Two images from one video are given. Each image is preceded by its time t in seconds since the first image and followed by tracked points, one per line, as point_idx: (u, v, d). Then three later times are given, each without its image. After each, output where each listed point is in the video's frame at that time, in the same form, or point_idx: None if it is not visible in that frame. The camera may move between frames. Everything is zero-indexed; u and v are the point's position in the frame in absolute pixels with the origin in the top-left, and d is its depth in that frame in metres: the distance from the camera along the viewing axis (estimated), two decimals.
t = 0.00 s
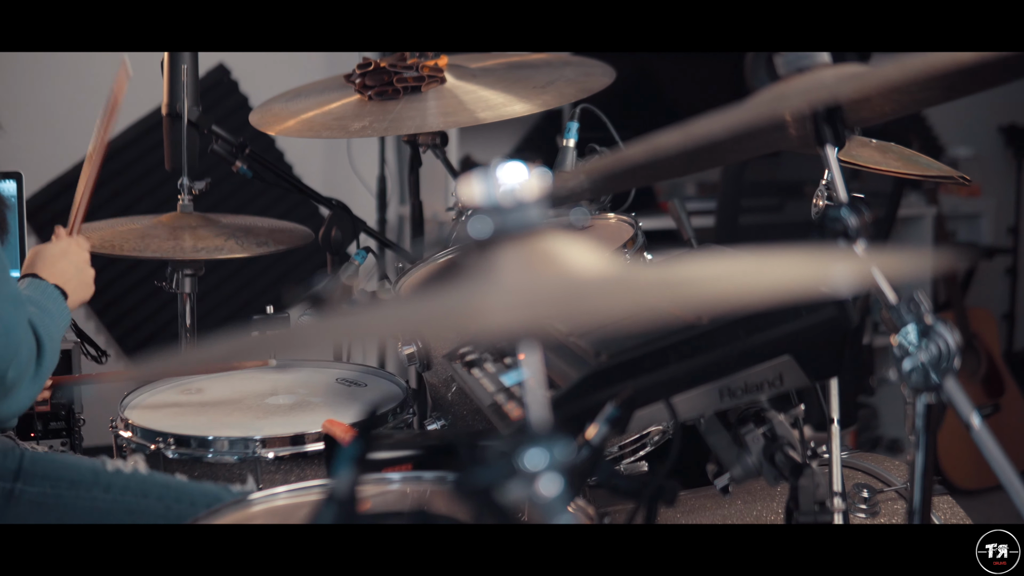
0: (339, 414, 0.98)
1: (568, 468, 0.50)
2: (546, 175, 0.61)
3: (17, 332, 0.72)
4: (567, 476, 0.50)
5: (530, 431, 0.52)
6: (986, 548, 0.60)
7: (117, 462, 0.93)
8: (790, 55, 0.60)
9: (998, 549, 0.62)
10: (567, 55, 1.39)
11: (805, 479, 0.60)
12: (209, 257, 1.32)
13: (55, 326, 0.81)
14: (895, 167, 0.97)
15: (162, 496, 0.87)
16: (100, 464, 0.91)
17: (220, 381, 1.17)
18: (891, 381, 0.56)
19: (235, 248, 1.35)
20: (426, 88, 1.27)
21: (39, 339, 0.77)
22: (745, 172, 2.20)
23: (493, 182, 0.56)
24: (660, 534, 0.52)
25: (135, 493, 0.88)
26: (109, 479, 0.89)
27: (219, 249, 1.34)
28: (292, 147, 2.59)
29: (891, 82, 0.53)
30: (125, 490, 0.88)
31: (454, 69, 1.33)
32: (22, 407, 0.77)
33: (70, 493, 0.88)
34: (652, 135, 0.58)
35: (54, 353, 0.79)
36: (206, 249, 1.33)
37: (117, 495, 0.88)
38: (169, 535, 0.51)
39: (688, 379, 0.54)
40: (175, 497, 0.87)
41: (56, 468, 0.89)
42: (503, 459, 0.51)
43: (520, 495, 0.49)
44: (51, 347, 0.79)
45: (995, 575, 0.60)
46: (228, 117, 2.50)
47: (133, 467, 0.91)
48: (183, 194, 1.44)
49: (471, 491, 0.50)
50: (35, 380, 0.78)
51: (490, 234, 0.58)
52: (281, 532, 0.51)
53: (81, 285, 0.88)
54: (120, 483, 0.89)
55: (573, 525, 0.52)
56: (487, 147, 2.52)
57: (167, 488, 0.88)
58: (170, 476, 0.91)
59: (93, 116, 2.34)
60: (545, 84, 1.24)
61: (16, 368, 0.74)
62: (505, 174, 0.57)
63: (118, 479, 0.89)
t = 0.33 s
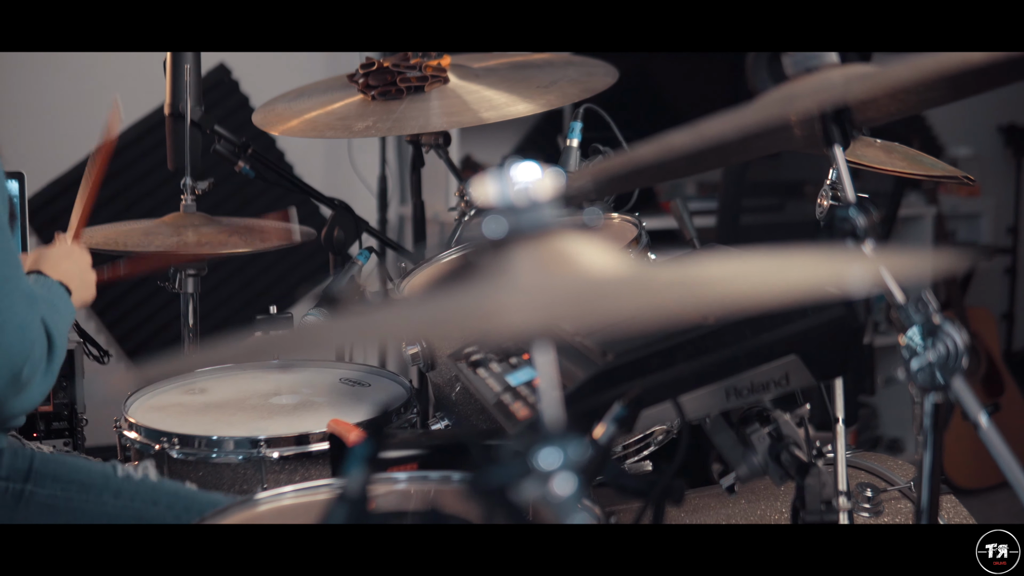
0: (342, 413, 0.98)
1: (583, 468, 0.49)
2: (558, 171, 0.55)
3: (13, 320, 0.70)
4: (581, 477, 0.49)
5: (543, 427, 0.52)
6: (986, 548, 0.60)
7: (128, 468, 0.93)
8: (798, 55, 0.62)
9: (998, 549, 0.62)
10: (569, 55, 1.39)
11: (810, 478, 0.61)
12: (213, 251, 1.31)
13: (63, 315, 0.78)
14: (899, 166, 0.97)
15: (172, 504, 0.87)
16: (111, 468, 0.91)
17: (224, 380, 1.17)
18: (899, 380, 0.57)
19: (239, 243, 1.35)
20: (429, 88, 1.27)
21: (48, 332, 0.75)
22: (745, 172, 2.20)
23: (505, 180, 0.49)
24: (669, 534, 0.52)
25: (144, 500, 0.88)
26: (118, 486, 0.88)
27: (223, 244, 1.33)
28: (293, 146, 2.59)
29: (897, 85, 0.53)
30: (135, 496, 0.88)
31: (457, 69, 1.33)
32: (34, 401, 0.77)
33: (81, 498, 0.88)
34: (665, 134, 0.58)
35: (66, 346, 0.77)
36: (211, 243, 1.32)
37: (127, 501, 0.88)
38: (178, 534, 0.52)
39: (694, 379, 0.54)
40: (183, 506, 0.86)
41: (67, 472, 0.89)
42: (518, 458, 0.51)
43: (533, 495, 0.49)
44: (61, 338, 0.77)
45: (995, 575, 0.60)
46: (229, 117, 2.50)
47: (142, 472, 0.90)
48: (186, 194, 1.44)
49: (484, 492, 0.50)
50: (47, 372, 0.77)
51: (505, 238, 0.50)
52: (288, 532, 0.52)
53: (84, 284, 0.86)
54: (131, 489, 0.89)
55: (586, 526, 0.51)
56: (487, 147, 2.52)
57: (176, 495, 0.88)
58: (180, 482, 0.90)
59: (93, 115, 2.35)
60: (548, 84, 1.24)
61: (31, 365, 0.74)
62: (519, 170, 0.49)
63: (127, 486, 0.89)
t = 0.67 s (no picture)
0: (347, 412, 0.98)
1: (597, 466, 0.50)
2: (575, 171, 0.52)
3: (27, 324, 0.70)
4: (594, 475, 0.50)
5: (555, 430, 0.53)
6: (986, 548, 0.60)
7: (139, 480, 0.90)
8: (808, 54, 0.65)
9: (998, 548, 0.62)
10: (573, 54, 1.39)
11: (818, 477, 0.61)
12: (216, 254, 1.32)
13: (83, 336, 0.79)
14: (905, 166, 0.97)
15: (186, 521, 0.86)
16: (124, 482, 0.88)
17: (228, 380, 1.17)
18: (907, 378, 0.57)
19: (244, 246, 1.36)
20: (433, 88, 1.28)
21: (67, 348, 0.76)
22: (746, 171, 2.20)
23: (519, 178, 0.48)
24: (677, 534, 0.52)
25: (157, 516, 0.86)
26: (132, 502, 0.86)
27: (227, 246, 1.34)
28: (295, 145, 2.59)
29: (904, 88, 0.53)
30: (148, 512, 0.86)
31: (461, 69, 1.33)
32: (49, 412, 0.76)
33: (93, 510, 0.86)
34: (675, 134, 0.58)
35: (81, 360, 0.77)
36: (215, 246, 1.33)
37: (139, 515, 0.86)
38: (188, 534, 0.53)
39: (699, 378, 0.54)
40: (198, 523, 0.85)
41: (79, 484, 0.86)
42: (534, 457, 0.51)
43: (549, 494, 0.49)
44: (78, 355, 0.77)
45: (995, 575, 0.61)
46: (230, 116, 2.50)
47: (155, 488, 0.87)
48: (190, 194, 1.44)
49: (503, 490, 0.51)
50: (62, 385, 0.77)
51: (523, 235, 0.49)
52: (296, 532, 0.52)
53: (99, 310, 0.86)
54: (144, 505, 0.86)
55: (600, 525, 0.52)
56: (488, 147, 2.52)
57: (190, 514, 0.86)
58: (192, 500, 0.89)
59: (95, 115, 2.35)
60: (552, 84, 1.24)
61: (47, 372, 0.73)
62: (532, 168, 0.48)
63: (140, 501, 0.87)
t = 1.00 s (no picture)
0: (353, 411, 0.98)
1: (609, 465, 0.50)
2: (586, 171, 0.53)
3: (30, 324, 0.71)
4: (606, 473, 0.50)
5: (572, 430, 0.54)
6: (986, 548, 0.60)
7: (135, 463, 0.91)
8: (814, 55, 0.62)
9: (998, 549, 0.62)
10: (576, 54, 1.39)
11: (825, 476, 0.60)
12: (221, 248, 1.32)
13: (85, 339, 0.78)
14: (911, 165, 0.97)
15: (183, 499, 0.87)
16: (120, 465, 0.89)
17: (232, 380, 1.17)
18: (916, 377, 0.57)
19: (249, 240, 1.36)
20: (437, 87, 1.28)
21: (70, 349, 0.76)
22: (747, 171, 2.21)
23: (534, 177, 0.48)
24: (686, 533, 0.52)
25: (155, 496, 0.87)
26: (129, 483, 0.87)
27: (233, 241, 1.34)
28: (296, 145, 2.59)
29: (912, 89, 0.53)
30: (146, 492, 0.87)
31: (464, 69, 1.33)
32: (54, 412, 0.76)
33: (92, 494, 0.87)
34: (686, 133, 0.58)
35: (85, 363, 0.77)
36: (220, 240, 1.33)
37: (137, 498, 0.87)
38: (192, 534, 0.53)
39: (708, 378, 0.55)
40: (196, 501, 0.87)
41: (76, 470, 0.87)
42: (548, 458, 0.52)
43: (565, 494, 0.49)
44: (82, 357, 0.77)
45: (994, 575, 0.61)
46: (232, 116, 2.50)
47: (153, 469, 0.89)
48: (193, 193, 1.44)
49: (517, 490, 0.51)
50: (68, 386, 0.76)
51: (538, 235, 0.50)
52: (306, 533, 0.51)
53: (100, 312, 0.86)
54: (141, 484, 0.88)
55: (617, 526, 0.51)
56: (489, 146, 2.52)
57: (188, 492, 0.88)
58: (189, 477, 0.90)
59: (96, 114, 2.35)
60: (555, 84, 1.24)
61: (52, 373, 0.73)
62: (547, 167, 0.49)
63: (138, 482, 0.88)
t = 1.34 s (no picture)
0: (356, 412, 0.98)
1: (623, 463, 0.51)
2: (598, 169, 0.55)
3: (36, 321, 0.70)
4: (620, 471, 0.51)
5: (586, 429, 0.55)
6: (986, 548, 0.60)
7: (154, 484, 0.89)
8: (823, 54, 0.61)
9: (998, 549, 0.62)
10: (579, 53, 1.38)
11: (831, 474, 0.61)
12: (223, 242, 1.31)
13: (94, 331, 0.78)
14: (915, 164, 0.97)
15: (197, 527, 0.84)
16: (138, 485, 0.87)
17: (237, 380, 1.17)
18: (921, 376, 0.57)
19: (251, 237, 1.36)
20: (440, 86, 1.28)
21: (78, 343, 0.76)
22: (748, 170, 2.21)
23: (549, 177, 0.50)
24: (691, 533, 0.52)
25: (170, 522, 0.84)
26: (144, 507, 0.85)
27: (233, 236, 1.34)
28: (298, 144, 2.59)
29: (916, 90, 0.53)
30: (161, 517, 0.84)
31: (466, 68, 1.33)
32: (64, 407, 0.76)
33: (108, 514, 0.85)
34: (699, 131, 0.60)
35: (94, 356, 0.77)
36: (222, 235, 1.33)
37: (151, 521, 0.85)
38: (199, 535, 0.53)
39: (715, 376, 0.55)
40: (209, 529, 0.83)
41: (94, 486, 0.86)
42: (561, 457, 0.52)
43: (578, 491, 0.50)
44: (90, 350, 0.77)
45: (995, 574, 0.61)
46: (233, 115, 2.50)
47: (170, 493, 0.86)
48: (196, 192, 1.43)
49: (532, 489, 0.52)
50: (77, 379, 0.77)
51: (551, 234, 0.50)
52: (313, 533, 0.52)
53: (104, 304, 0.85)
54: (157, 509, 0.85)
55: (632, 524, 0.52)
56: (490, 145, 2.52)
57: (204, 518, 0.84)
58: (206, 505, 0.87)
59: (99, 114, 2.35)
60: (558, 83, 1.24)
61: (60, 369, 0.73)
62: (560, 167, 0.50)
63: (154, 506, 0.85)
